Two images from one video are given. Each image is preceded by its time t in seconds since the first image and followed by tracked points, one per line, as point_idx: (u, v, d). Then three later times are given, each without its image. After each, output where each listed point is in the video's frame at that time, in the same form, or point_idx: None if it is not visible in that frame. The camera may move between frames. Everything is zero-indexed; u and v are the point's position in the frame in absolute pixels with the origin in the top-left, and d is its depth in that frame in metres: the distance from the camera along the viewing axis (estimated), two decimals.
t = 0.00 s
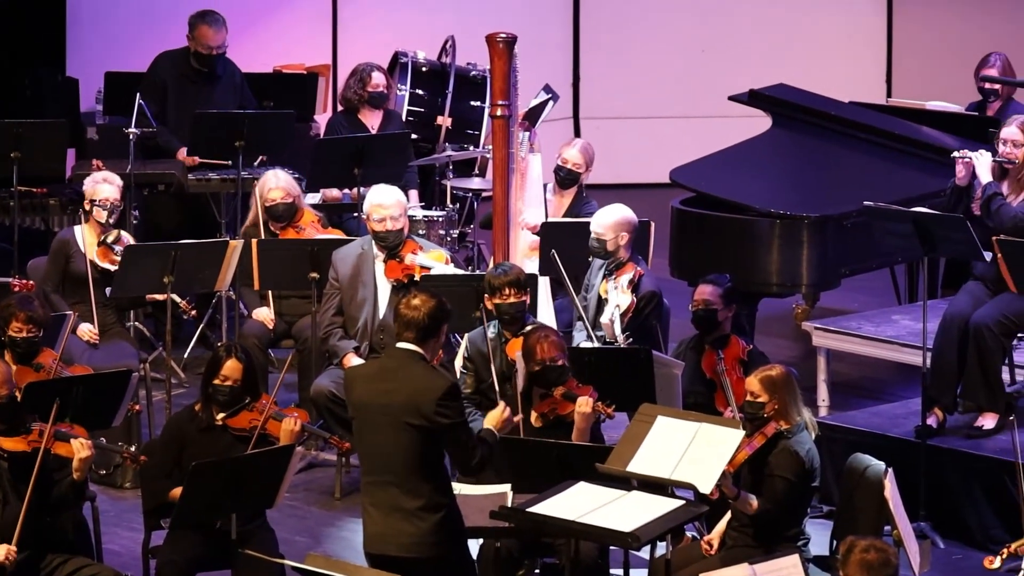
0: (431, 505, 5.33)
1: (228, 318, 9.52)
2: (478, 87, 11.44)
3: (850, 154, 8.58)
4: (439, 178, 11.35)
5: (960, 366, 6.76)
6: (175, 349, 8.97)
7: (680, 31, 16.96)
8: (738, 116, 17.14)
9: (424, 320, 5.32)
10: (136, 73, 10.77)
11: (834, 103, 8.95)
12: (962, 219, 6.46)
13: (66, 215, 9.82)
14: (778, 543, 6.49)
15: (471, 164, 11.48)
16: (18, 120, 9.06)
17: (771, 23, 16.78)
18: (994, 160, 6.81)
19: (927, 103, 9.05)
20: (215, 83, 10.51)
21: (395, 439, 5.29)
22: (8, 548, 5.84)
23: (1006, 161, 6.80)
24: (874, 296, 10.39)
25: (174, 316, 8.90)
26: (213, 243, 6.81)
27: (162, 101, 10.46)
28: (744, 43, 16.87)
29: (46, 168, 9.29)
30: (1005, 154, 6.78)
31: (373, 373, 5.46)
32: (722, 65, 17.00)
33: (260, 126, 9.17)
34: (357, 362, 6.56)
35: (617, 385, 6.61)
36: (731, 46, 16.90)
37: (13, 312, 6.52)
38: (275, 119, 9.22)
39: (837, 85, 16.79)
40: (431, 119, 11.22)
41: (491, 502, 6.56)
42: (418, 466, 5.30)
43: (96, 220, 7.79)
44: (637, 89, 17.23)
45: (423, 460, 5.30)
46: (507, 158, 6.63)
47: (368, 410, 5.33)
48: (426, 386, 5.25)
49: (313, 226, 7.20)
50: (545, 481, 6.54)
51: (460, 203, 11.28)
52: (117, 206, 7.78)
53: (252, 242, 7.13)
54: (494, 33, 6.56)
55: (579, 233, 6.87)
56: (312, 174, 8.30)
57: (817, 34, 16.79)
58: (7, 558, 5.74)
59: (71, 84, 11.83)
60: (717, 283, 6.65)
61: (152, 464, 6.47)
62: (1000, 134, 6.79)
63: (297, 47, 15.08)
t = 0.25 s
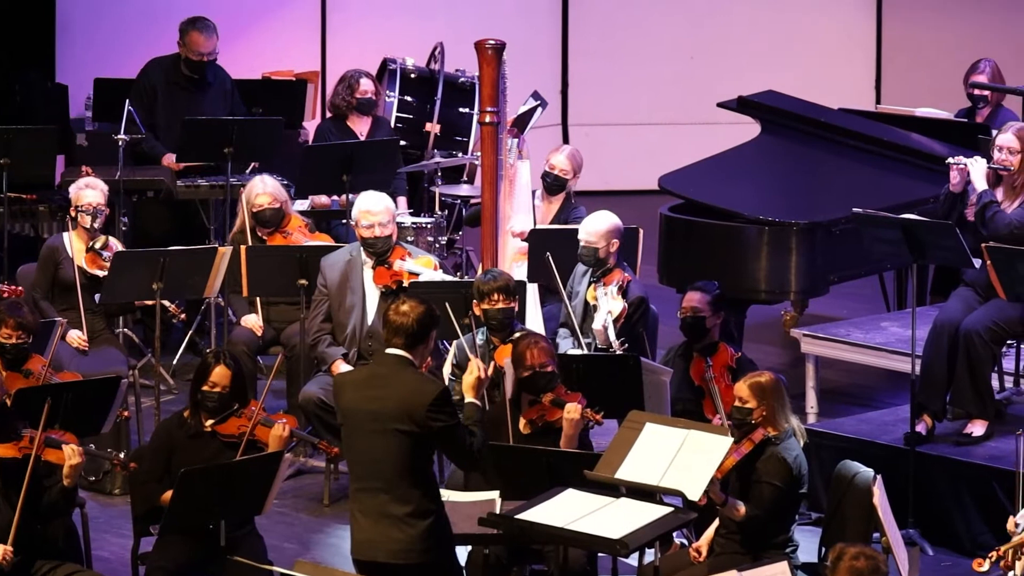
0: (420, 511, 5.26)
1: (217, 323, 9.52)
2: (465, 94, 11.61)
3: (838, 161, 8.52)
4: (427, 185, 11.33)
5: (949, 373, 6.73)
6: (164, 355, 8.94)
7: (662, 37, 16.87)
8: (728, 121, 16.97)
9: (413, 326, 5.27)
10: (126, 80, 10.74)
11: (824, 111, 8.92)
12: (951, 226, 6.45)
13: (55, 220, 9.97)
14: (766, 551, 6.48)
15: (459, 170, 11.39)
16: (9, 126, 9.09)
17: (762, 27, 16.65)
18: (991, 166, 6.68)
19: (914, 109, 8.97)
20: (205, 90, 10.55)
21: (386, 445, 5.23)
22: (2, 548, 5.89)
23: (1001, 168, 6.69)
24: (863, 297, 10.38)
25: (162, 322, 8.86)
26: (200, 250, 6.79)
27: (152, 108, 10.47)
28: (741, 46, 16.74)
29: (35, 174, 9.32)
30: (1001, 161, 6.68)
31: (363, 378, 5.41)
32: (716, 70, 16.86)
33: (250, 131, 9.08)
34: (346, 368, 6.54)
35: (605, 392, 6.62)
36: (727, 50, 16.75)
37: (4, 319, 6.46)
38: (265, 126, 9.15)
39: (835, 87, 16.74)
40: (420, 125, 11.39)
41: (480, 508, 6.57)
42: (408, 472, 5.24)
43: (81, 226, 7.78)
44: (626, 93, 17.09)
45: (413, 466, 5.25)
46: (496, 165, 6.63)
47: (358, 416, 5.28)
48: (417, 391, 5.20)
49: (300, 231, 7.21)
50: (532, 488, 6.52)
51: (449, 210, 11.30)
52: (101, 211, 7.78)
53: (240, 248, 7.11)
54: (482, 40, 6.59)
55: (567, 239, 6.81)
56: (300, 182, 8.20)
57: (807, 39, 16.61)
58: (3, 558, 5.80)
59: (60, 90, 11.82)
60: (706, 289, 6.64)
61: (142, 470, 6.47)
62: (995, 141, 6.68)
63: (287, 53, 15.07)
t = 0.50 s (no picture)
0: (388, 518, 5.03)
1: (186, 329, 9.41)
2: (434, 101, 11.13)
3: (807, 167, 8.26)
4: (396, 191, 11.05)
5: (918, 379, 6.68)
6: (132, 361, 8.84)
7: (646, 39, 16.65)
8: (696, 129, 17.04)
9: (381, 334, 5.01)
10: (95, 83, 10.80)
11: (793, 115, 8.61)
12: (921, 232, 6.42)
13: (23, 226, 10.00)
14: (733, 557, 6.45)
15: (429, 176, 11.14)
16: None
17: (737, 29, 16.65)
18: (963, 172, 6.58)
19: (883, 114, 8.77)
20: (174, 96, 10.44)
21: (351, 451, 4.99)
22: None
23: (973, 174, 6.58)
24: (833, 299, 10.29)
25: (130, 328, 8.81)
26: (169, 255, 6.78)
27: (119, 114, 10.44)
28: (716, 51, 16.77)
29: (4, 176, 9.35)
30: (972, 167, 6.58)
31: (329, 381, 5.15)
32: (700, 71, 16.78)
33: (217, 138, 9.08)
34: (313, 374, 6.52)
35: (572, 399, 6.58)
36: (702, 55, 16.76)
37: None
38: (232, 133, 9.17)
39: (817, 88, 16.86)
40: (387, 131, 10.97)
41: (447, 514, 6.51)
42: (376, 479, 5.00)
43: (48, 233, 7.85)
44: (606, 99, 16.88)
45: (382, 472, 5.01)
46: (464, 170, 6.61)
47: (323, 422, 5.04)
48: (384, 398, 4.96)
49: (269, 236, 7.21)
50: (500, 495, 6.44)
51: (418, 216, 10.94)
52: (68, 218, 7.85)
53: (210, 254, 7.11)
54: (450, 45, 6.57)
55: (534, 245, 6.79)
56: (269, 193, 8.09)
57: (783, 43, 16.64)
58: None
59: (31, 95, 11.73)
60: (673, 296, 6.62)
61: (111, 474, 6.36)
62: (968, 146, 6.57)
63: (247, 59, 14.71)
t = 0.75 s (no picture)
0: (350, 522, 4.89)
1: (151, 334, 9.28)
2: (399, 104, 10.65)
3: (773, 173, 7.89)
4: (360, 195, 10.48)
5: (882, 384, 6.67)
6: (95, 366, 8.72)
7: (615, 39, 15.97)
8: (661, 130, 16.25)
9: (354, 344, 4.88)
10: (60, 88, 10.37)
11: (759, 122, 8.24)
12: (883, 237, 6.42)
13: None
14: (698, 562, 6.40)
15: (393, 182, 10.62)
16: None
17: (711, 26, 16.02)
18: (926, 178, 6.51)
19: (847, 120, 8.43)
20: (137, 102, 9.99)
21: (313, 454, 4.86)
22: None
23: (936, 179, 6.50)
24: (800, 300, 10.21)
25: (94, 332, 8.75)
26: (135, 259, 6.75)
27: (84, 119, 9.94)
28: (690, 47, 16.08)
29: None
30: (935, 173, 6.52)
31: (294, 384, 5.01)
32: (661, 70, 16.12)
33: (182, 143, 8.55)
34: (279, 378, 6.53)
35: (537, 403, 6.56)
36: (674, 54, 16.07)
37: None
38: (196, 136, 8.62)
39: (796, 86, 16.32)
40: (352, 135, 10.54)
41: (411, 519, 6.43)
42: (338, 482, 4.87)
43: (11, 239, 7.79)
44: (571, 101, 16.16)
45: (345, 477, 4.89)
46: (429, 175, 6.60)
47: (286, 425, 4.90)
48: (350, 402, 4.85)
49: (238, 241, 7.22)
50: (464, 499, 6.35)
51: (381, 220, 10.67)
52: (31, 222, 7.79)
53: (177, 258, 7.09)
54: (414, 50, 6.56)
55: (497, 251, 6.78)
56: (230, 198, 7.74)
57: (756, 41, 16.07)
58: None
59: None
60: (637, 301, 6.61)
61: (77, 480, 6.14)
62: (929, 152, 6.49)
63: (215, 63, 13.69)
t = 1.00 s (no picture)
0: (322, 523, 4.80)
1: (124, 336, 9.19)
2: (372, 107, 10.54)
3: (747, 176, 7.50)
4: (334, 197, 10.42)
5: (854, 386, 6.66)
6: (67, 368, 8.60)
7: (591, 37, 15.24)
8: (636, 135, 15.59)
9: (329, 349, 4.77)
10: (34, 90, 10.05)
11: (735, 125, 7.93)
12: (856, 240, 6.40)
13: None
14: (671, 565, 6.28)
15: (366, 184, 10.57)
16: None
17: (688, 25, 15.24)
18: (893, 181, 6.45)
19: (822, 123, 8.17)
20: (110, 104, 9.84)
21: (284, 456, 4.77)
22: None
23: (903, 181, 6.44)
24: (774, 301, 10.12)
25: (67, 335, 8.86)
26: (109, 261, 6.73)
27: (57, 122, 9.79)
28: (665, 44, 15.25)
29: None
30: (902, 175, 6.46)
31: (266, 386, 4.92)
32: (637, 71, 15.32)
33: (156, 145, 8.54)
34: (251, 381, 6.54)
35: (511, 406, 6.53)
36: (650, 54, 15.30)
37: None
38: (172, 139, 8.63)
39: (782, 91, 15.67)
40: (325, 138, 10.38)
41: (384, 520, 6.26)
42: (309, 484, 4.78)
43: None
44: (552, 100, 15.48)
45: (317, 479, 4.81)
46: (402, 177, 6.60)
47: (256, 426, 4.82)
48: (319, 403, 4.76)
49: (213, 243, 7.18)
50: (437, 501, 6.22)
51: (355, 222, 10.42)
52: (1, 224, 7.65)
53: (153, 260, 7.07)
54: (388, 53, 6.56)
55: (469, 254, 6.76)
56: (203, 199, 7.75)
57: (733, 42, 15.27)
58: None
59: None
60: (610, 303, 6.59)
61: (49, 481, 5.98)
62: (896, 154, 6.44)
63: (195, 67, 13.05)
